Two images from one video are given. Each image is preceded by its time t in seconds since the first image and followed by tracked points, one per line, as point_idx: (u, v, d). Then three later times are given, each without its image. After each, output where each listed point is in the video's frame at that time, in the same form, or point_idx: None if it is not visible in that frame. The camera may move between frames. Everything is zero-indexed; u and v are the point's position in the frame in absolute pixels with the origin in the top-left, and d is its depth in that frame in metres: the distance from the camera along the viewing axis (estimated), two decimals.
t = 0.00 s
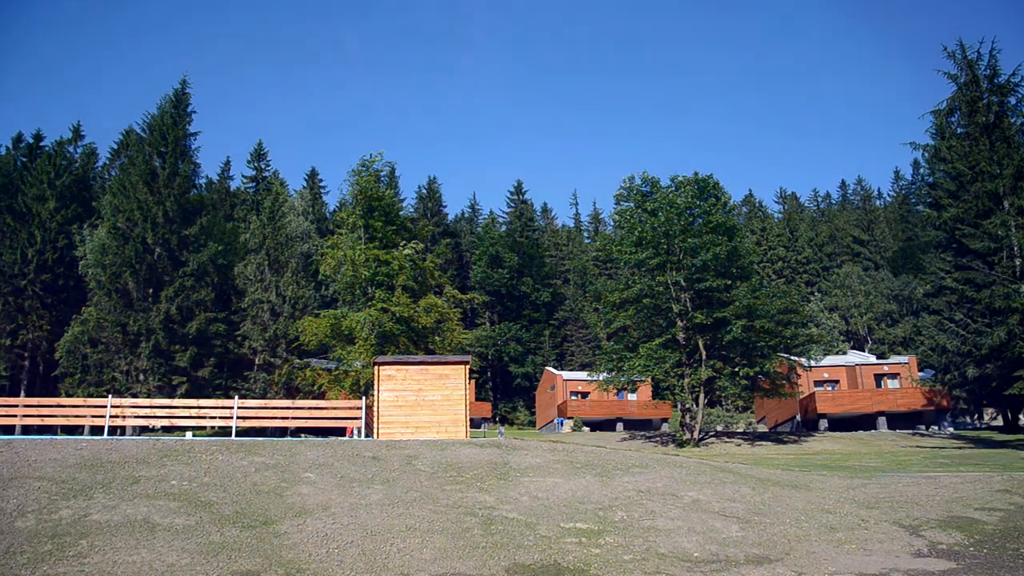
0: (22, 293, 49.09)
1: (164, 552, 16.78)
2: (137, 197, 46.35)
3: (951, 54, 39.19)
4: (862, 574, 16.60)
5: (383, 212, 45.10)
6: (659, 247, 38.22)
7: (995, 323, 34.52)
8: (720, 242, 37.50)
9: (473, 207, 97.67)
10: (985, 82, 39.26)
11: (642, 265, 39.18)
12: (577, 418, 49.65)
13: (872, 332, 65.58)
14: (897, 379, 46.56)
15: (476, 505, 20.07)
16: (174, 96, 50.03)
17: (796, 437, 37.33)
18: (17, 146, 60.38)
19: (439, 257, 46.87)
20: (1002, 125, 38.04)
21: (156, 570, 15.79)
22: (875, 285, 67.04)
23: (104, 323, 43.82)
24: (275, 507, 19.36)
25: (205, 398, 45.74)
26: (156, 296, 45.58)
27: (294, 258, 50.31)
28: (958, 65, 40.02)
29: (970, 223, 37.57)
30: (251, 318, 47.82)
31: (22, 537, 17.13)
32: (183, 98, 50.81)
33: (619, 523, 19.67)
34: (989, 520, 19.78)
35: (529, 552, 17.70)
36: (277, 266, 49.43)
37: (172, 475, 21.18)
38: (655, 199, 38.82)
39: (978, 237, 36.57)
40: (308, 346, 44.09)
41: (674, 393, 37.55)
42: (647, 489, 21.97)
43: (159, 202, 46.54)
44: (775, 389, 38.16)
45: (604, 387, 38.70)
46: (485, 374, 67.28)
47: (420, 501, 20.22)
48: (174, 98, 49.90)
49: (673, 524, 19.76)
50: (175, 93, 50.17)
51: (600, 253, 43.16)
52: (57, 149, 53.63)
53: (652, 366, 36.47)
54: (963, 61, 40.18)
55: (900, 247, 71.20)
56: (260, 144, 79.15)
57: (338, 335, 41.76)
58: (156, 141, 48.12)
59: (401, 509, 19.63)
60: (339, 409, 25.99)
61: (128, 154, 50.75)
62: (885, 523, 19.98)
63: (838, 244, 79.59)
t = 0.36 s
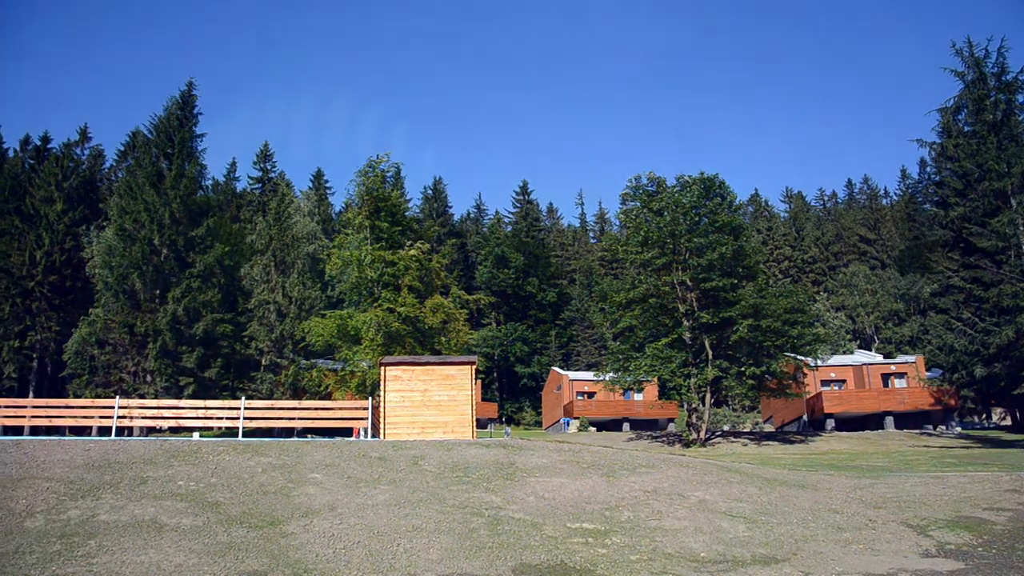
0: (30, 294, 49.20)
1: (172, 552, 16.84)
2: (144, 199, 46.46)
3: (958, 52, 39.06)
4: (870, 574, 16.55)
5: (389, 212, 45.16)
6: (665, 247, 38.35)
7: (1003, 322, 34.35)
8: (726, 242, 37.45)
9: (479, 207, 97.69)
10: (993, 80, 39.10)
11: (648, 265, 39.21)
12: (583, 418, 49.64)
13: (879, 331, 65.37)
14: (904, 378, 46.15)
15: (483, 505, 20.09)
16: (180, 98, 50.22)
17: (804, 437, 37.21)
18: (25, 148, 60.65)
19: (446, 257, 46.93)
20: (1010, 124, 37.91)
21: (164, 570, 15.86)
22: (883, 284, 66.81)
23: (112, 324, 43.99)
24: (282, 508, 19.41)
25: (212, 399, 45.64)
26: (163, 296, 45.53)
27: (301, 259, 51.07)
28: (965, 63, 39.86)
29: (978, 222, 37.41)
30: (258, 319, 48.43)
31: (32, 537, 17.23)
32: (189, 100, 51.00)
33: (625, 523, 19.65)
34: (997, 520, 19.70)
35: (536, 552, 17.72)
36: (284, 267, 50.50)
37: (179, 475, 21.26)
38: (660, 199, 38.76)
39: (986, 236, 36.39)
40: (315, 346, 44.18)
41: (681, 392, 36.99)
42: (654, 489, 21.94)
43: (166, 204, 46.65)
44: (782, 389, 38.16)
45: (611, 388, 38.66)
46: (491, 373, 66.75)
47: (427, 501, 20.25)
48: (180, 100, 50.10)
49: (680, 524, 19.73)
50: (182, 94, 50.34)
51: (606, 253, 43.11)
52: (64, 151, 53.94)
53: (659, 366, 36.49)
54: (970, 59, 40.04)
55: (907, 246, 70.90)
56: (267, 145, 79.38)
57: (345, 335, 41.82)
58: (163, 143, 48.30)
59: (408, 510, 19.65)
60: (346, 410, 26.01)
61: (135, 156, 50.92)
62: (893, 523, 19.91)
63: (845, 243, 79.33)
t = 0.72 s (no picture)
0: (46, 297, 49.57)
1: (188, 553, 16.93)
2: (158, 201, 46.72)
3: (972, 48, 38.90)
4: (886, 574, 16.46)
5: (402, 213, 45.26)
6: (676, 247, 38.42)
7: (1019, 320, 34.07)
8: (739, 241, 37.21)
9: (491, 208, 97.72)
10: (1008, 76, 38.98)
11: (660, 265, 39.25)
12: (597, 418, 49.57)
13: (893, 330, 64.95)
14: (919, 377, 46.09)
15: (497, 506, 20.10)
16: (193, 100, 50.51)
17: (818, 436, 36.98)
18: (40, 152, 61.09)
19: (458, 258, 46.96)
20: None
21: (179, 570, 15.94)
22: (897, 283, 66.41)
23: (126, 326, 44.27)
24: (297, 508, 19.49)
25: (227, 400, 46.04)
26: (177, 298, 45.93)
27: (314, 261, 51.17)
28: (980, 58, 39.64)
29: (993, 219, 37.21)
30: (271, 321, 48.40)
31: (49, 538, 17.37)
32: (202, 103, 51.31)
33: (639, 523, 19.62)
34: (1016, 520, 19.52)
35: (550, 553, 17.71)
36: (296, 268, 50.62)
37: (194, 476, 21.37)
38: (673, 198, 38.65)
39: (1001, 233, 36.08)
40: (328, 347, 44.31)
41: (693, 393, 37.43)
42: (668, 489, 21.89)
43: (179, 206, 46.93)
44: (796, 388, 38.01)
45: (624, 387, 38.60)
46: (504, 374, 66.87)
47: (440, 502, 20.28)
48: (193, 102, 50.36)
49: (694, 524, 19.68)
50: (195, 97, 50.61)
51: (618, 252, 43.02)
52: (78, 155, 54.37)
53: (673, 365, 36.29)
54: (985, 54, 39.88)
55: (921, 244, 70.40)
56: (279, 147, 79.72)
57: (357, 337, 41.95)
58: (176, 146, 48.55)
59: (421, 510, 19.68)
60: (359, 411, 26.04)
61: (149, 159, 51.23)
62: (908, 522, 19.79)
63: (859, 242, 78.85)
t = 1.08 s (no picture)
0: (77, 300, 50.56)
1: (218, 553, 17.05)
2: (185, 205, 47.22)
3: (1002, 41, 38.34)
4: (917, 574, 16.28)
5: (426, 214, 45.34)
6: (703, 246, 38.15)
7: None
8: (765, 239, 36.91)
9: (516, 209, 97.65)
10: None
11: (686, 264, 39.10)
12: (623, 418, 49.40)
13: (922, 328, 64.11)
14: (949, 375, 45.58)
15: (524, 506, 20.10)
16: (218, 104, 50.91)
17: (848, 436, 36.48)
18: (70, 158, 61.88)
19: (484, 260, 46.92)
20: None
21: (210, 571, 16.07)
22: (925, 280, 65.57)
23: (155, 329, 44.75)
24: (325, 509, 19.57)
25: (254, 402, 45.95)
26: (205, 301, 46.16)
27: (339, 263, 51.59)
28: (1010, 52, 39.05)
29: None
30: (298, 323, 49.03)
31: (82, 538, 17.58)
32: (227, 106, 51.73)
33: (667, 523, 19.52)
34: None
35: (577, 553, 17.67)
36: (322, 270, 51.00)
37: (223, 478, 21.53)
38: (698, 197, 38.51)
39: None
40: (354, 349, 44.47)
41: (720, 392, 37.29)
42: (695, 489, 21.76)
43: (206, 209, 47.40)
44: (824, 386, 37.46)
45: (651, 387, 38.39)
46: (530, 375, 67.30)
47: (467, 502, 20.31)
48: (218, 106, 50.72)
49: (722, 524, 19.55)
50: (220, 101, 51.03)
51: (644, 252, 42.89)
52: (107, 160, 55.01)
53: (699, 365, 36.27)
54: (1015, 48, 39.26)
55: (950, 240, 69.48)
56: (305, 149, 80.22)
57: (384, 338, 42.06)
58: (202, 150, 48.97)
59: (448, 511, 19.71)
60: (386, 411, 26.16)
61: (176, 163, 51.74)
62: (940, 523, 19.55)
63: (886, 239, 77.98)
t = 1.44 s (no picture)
0: (112, 304, 51.46)
1: (251, 554, 17.20)
2: (216, 210, 47.84)
3: None
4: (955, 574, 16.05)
5: (455, 215, 45.45)
6: (732, 244, 37.92)
7: None
8: (795, 237, 36.64)
9: (544, 208, 97.59)
10: None
11: (716, 263, 38.79)
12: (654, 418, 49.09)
13: (956, 325, 63.20)
14: (985, 373, 44.94)
15: (555, 507, 20.08)
16: (247, 110, 51.48)
17: (881, 435, 36.03)
18: (104, 164, 62.94)
19: (513, 261, 46.83)
20: None
21: (245, 571, 16.22)
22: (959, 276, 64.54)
23: (188, 333, 45.35)
24: (357, 510, 19.68)
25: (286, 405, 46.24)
26: (236, 304, 46.70)
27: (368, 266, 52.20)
28: None
29: None
30: (328, 325, 48.98)
31: (119, 539, 17.82)
32: (256, 111, 52.27)
33: (699, 523, 19.41)
34: None
35: (609, 553, 17.62)
36: (352, 273, 51.64)
37: (256, 479, 21.73)
38: (726, 195, 38.26)
39: None
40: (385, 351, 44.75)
41: (751, 390, 37.05)
42: (727, 489, 21.60)
43: (237, 214, 48.00)
44: (856, 385, 37.13)
45: (681, 387, 38.19)
46: (560, 375, 67.12)
47: (498, 503, 20.33)
48: (247, 111, 51.30)
49: (754, 524, 19.40)
50: (249, 106, 51.58)
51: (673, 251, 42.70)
52: (140, 166, 55.79)
53: (729, 365, 36.08)
54: None
55: (985, 236, 68.35)
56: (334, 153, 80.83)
57: (413, 339, 42.27)
58: (232, 155, 49.62)
59: (480, 511, 19.74)
60: (417, 413, 26.32)
61: (206, 168, 52.36)
62: (977, 523, 19.25)
63: (918, 235, 76.89)
